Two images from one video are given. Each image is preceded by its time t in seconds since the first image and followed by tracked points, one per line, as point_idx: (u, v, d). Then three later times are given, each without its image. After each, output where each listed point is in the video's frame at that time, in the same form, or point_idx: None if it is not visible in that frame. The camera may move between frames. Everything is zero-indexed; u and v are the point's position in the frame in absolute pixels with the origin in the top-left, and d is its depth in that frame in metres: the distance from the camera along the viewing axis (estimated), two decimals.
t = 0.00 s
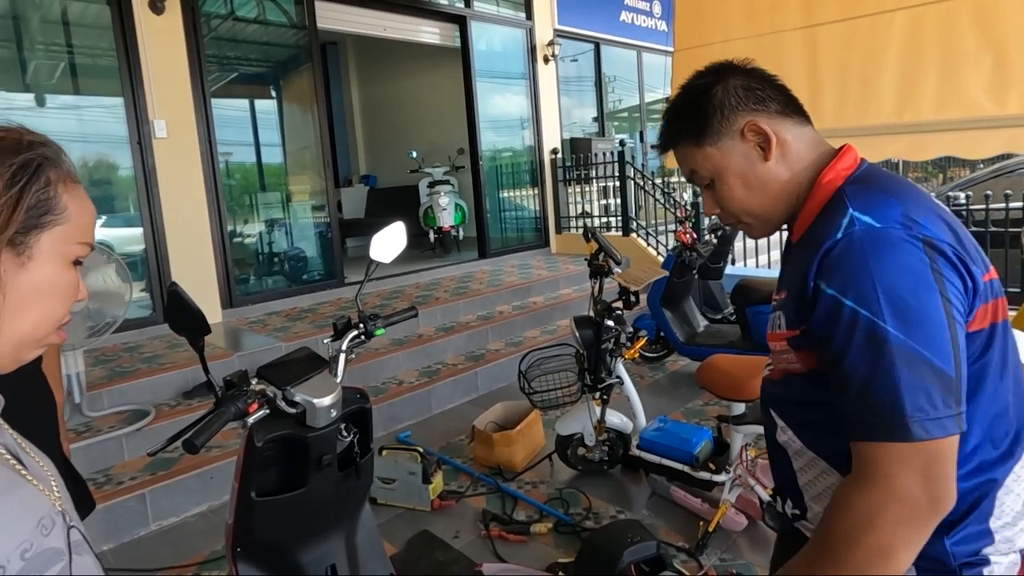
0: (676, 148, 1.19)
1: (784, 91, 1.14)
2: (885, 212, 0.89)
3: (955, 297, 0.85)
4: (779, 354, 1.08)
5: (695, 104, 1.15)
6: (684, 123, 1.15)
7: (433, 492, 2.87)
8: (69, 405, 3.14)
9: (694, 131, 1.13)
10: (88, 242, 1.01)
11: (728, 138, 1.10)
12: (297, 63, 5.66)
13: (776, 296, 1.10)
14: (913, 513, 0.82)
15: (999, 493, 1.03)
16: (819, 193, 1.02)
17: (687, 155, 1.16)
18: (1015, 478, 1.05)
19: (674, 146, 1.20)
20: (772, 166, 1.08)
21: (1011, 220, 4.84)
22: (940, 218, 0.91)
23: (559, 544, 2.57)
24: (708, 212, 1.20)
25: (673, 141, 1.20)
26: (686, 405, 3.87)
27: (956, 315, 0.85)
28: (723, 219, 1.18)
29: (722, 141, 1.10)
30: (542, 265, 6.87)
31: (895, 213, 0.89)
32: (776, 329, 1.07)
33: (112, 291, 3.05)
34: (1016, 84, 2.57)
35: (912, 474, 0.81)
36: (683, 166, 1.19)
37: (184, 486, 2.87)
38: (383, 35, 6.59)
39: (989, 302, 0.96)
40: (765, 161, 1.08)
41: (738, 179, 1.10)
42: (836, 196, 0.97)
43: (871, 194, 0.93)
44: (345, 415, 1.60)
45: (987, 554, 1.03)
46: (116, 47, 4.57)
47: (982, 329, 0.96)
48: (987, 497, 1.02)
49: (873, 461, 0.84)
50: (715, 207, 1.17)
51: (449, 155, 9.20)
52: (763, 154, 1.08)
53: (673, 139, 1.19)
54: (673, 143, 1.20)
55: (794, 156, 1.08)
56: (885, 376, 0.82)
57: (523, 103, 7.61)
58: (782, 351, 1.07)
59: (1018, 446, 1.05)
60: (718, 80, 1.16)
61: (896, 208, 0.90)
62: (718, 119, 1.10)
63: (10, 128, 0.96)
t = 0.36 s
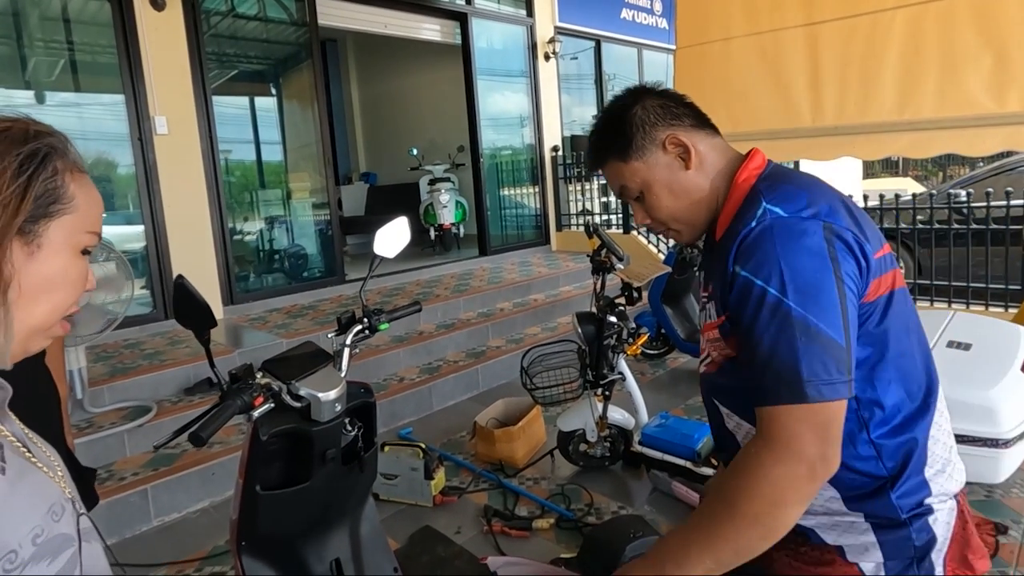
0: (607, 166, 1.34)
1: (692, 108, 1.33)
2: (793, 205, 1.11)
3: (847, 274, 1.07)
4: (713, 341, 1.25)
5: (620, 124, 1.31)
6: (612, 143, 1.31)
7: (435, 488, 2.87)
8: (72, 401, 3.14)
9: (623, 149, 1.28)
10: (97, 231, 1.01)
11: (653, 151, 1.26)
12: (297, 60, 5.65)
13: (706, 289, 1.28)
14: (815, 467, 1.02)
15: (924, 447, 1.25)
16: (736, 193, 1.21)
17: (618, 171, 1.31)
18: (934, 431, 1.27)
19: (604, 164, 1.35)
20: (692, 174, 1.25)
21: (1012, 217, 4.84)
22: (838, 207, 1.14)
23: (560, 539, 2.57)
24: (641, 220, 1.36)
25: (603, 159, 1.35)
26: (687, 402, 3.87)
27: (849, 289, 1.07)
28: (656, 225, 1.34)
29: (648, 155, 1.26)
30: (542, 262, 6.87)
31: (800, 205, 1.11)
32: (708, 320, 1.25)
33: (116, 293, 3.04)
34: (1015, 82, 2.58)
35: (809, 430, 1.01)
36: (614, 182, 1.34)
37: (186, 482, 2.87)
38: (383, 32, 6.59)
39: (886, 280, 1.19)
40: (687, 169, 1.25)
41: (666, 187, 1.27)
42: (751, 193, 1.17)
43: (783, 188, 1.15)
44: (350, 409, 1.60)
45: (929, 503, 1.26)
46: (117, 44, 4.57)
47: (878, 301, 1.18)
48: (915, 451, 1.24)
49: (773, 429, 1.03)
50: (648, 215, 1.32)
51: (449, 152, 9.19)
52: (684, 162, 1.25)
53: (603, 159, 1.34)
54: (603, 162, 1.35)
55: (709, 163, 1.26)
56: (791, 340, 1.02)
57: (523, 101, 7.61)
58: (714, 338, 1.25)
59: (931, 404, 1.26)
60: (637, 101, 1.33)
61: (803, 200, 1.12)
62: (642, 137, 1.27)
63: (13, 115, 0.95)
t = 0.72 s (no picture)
0: (580, 167, 1.29)
1: (671, 108, 1.30)
2: (788, 197, 1.08)
3: (843, 270, 1.05)
4: (702, 340, 1.21)
5: (598, 120, 1.25)
6: (585, 143, 1.26)
7: (441, 486, 2.86)
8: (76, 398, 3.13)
9: (600, 146, 1.22)
10: (109, 219, 1.00)
11: (631, 151, 1.21)
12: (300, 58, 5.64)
13: (692, 288, 1.23)
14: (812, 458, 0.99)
15: (913, 423, 1.20)
16: (720, 191, 1.17)
17: (593, 172, 1.26)
18: (919, 407, 1.22)
19: (577, 166, 1.29)
20: (674, 174, 1.21)
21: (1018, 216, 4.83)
22: (827, 198, 1.12)
23: (567, 536, 2.57)
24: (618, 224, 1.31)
25: (577, 156, 1.29)
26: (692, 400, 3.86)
27: (844, 286, 1.05)
28: (633, 229, 1.29)
29: (628, 152, 1.21)
30: (545, 260, 6.86)
31: (795, 197, 1.08)
32: (698, 317, 1.20)
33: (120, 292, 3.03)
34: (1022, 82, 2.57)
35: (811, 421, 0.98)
36: (589, 185, 1.29)
37: (191, 479, 2.86)
38: (387, 29, 6.58)
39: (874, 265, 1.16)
40: (667, 169, 1.21)
41: (645, 189, 1.22)
42: (737, 189, 1.15)
43: (772, 182, 1.12)
44: (361, 405, 1.59)
45: (921, 477, 1.20)
46: (121, 42, 4.56)
47: (866, 286, 1.15)
48: (908, 427, 1.18)
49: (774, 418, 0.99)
50: (626, 219, 1.27)
51: (452, 151, 9.18)
52: (664, 162, 1.21)
53: (576, 161, 1.29)
54: (576, 163, 1.29)
55: (690, 164, 1.22)
56: (790, 330, 0.98)
57: (526, 100, 7.60)
58: (703, 336, 1.20)
59: (915, 380, 1.21)
60: (614, 99, 1.28)
61: (796, 192, 1.09)
62: (622, 134, 1.21)
63: (20, 106, 0.95)
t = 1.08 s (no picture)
0: (622, 147, 1.25)
1: (735, 96, 1.22)
2: (840, 215, 0.99)
3: (902, 302, 0.97)
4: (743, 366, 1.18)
5: (648, 100, 1.21)
6: (631, 123, 1.22)
7: (446, 485, 2.86)
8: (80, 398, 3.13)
9: (643, 132, 1.19)
10: (119, 223, 0.99)
11: (678, 142, 1.17)
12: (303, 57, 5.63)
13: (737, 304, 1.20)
14: (846, 527, 0.94)
15: (984, 477, 1.16)
16: (765, 199, 1.10)
17: (632, 155, 1.23)
18: (994, 461, 1.17)
19: (619, 144, 1.26)
20: (719, 175, 1.16)
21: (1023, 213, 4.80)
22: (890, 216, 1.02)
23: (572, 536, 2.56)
24: (647, 215, 1.28)
25: (621, 133, 1.25)
26: (696, 398, 3.85)
27: (903, 320, 0.96)
28: (662, 224, 1.27)
29: (672, 145, 1.17)
30: (547, 259, 6.84)
31: (849, 217, 0.99)
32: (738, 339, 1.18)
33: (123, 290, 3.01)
34: None
35: (847, 483, 0.93)
36: (628, 167, 1.26)
37: (196, 478, 2.86)
38: (389, 28, 6.59)
39: (950, 301, 1.09)
40: (713, 170, 1.16)
41: (682, 185, 1.18)
42: (786, 198, 1.07)
43: (822, 196, 1.03)
44: (367, 405, 1.58)
45: (988, 544, 1.16)
46: (122, 41, 4.55)
47: (940, 318, 1.08)
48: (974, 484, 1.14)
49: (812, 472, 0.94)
50: (656, 213, 1.25)
51: (453, 150, 9.18)
52: (712, 161, 1.16)
53: (619, 138, 1.26)
54: (618, 141, 1.26)
55: (741, 164, 1.16)
56: (824, 373, 0.93)
57: (528, 98, 7.58)
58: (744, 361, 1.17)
59: (994, 428, 1.17)
60: (675, 78, 1.23)
61: (851, 211, 1.00)
62: (671, 123, 1.17)
63: (31, 105, 0.93)
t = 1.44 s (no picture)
0: (637, 144, 1.18)
1: (763, 101, 1.15)
2: (858, 228, 0.92)
3: (917, 327, 0.86)
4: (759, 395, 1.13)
5: (671, 94, 1.14)
6: (651, 118, 1.14)
7: (438, 488, 2.83)
8: (66, 402, 3.09)
9: (663, 128, 1.12)
10: (83, 236, 1.02)
11: (699, 143, 1.10)
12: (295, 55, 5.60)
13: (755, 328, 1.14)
14: (777, 558, 0.85)
15: None
16: (786, 211, 1.05)
17: (647, 152, 1.16)
18: None
19: (634, 139, 1.19)
20: (738, 183, 1.10)
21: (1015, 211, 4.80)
22: (923, 232, 0.94)
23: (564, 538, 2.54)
24: (654, 220, 1.22)
25: (637, 127, 1.18)
26: (690, 398, 3.84)
27: (911, 350, 0.86)
28: (668, 231, 1.20)
29: (691, 145, 1.10)
30: (541, 258, 6.81)
31: (870, 227, 0.92)
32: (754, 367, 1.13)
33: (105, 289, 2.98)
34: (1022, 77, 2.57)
35: (786, 509, 0.84)
36: (641, 164, 1.19)
37: (184, 482, 2.83)
38: (381, 25, 6.60)
39: (995, 327, 1.02)
40: (731, 178, 1.10)
41: (696, 190, 1.12)
42: (806, 210, 1.01)
43: (845, 207, 0.97)
44: (352, 412, 1.56)
45: None
46: (109, 38, 4.49)
47: (984, 343, 1.01)
48: None
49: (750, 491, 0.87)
50: (665, 218, 1.18)
51: (447, 148, 9.14)
52: (732, 169, 1.09)
53: (635, 132, 1.18)
54: (633, 136, 1.19)
55: (764, 173, 1.10)
56: (795, 394, 0.86)
57: (522, 96, 7.55)
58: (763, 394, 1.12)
59: None
60: (704, 73, 1.15)
61: (873, 222, 0.93)
62: (693, 121, 1.10)
63: None
